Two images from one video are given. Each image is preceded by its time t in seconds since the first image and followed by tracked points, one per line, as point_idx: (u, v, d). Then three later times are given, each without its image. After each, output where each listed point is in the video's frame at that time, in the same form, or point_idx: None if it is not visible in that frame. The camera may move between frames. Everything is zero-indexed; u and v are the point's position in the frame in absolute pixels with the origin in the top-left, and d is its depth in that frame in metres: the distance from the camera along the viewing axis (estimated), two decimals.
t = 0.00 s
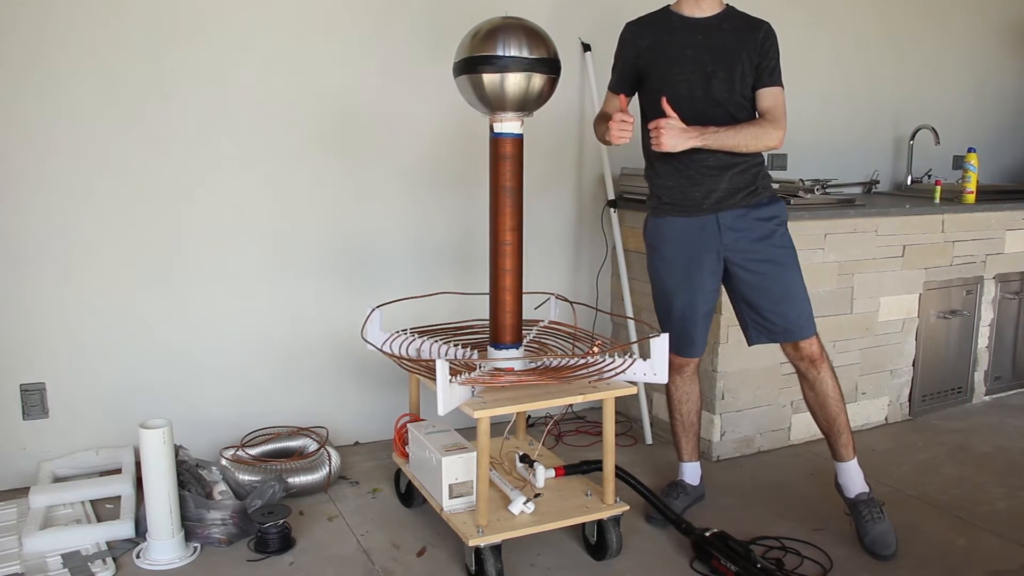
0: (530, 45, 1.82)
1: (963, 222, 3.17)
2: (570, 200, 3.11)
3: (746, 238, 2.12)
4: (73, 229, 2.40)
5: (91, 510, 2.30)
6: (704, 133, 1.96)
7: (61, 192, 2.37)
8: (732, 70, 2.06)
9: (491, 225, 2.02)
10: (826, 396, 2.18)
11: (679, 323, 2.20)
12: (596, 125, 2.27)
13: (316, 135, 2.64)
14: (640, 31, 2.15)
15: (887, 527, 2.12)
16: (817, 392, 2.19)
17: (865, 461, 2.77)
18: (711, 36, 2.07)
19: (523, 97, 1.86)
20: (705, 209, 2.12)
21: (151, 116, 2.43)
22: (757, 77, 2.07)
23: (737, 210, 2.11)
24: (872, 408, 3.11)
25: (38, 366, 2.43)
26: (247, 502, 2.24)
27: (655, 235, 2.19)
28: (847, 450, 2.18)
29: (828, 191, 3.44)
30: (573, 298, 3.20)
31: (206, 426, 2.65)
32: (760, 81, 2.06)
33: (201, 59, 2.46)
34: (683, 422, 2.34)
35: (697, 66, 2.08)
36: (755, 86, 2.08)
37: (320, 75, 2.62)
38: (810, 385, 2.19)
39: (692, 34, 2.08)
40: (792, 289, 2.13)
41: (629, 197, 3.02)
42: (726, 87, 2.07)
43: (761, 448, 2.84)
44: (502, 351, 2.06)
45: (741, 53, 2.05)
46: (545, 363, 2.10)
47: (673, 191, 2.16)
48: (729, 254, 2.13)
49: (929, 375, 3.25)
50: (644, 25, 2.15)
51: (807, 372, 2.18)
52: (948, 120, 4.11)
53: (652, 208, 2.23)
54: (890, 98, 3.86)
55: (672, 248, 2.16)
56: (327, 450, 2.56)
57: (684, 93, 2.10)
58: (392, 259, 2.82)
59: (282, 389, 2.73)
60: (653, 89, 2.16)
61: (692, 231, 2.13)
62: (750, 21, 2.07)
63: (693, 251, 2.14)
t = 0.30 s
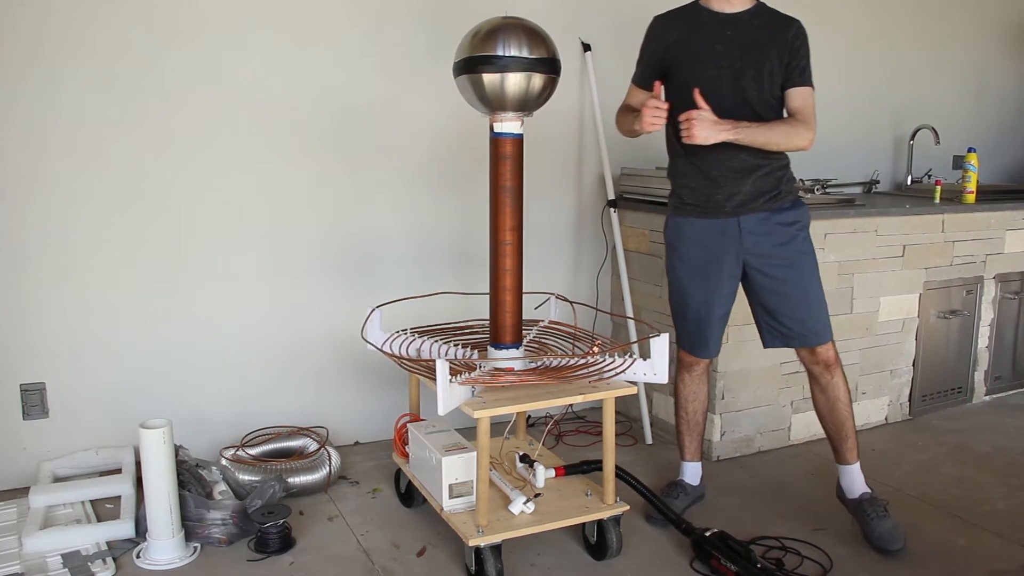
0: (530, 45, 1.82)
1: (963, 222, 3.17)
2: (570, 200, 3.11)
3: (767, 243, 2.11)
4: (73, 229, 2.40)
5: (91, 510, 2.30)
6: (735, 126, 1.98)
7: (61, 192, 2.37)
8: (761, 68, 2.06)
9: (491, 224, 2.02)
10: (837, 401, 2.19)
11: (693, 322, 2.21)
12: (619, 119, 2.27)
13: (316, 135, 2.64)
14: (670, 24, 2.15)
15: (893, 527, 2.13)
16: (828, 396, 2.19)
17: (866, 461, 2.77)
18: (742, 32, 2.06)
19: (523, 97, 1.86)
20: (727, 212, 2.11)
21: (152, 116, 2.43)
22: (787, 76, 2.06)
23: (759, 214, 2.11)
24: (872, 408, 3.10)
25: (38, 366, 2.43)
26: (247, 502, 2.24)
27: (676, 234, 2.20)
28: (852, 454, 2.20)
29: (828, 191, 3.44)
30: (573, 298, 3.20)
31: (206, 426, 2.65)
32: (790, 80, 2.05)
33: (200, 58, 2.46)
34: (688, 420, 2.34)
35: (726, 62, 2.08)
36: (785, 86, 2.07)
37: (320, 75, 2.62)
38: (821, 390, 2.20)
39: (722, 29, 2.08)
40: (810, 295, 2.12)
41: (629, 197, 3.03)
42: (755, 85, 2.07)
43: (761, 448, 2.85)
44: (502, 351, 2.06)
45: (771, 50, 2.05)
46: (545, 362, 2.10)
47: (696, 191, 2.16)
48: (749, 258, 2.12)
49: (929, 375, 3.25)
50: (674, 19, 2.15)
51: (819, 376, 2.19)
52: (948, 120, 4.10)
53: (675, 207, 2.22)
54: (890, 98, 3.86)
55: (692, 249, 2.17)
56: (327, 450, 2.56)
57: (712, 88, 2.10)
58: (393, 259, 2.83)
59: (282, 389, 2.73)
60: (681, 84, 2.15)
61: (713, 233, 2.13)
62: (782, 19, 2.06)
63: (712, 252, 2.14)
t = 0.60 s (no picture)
0: (530, 45, 1.82)
1: (963, 222, 3.17)
2: (570, 201, 3.11)
3: (837, 259, 2.05)
4: (73, 230, 2.40)
5: (91, 510, 2.30)
6: (846, 131, 1.86)
7: (61, 193, 2.37)
8: (852, 77, 1.98)
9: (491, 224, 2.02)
10: (879, 424, 2.19)
11: (749, 329, 2.13)
12: (690, 124, 2.10)
13: (316, 135, 2.65)
14: (756, 20, 2.02)
15: (920, 526, 2.20)
16: (872, 417, 2.18)
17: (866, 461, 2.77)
18: (833, 37, 1.97)
19: (523, 97, 1.86)
20: (804, 223, 2.04)
21: (152, 116, 2.43)
22: (875, 90, 2.02)
23: (833, 229, 2.04)
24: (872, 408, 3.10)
25: (38, 366, 2.43)
26: (247, 502, 2.24)
27: (741, 237, 2.11)
28: (873, 471, 2.23)
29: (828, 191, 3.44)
30: (573, 298, 3.20)
31: (206, 426, 2.65)
32: (878, 93, 2.02)
33: (200, 58, 2.46)
34: (701, 420, 2.32)
35: (818, 68, 1.98)
36: (871, 100, 2.03)
37: (320, 75, 2.62)
38: (867, 410, 2.19)
39: (816, 33, 1.97)
40: (876, 315, 2.08)
41: (629, 197, 3.03)
42: (847, 96, 1.99)
43: (761, 448, 2.84)
44: (502, 351, 2.06)
45: (862, 60, 1.97)
46: (545, 363, 2.10)
47: (774, 198, 2.07)
48: (818, 272, 2.06)
49: (929, 375, 3.25)
50: (762, 17, 2.02)
51: (870, 395, 2.17)
52: (948, 120, 4.10)
53: (744, 207, 2.14)
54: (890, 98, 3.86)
55: (760, 255, 2.08)
56: (327, 451, 2.56)
57: (799, 93, 1.99)
58: (393, 259, 2.83)
59: (282, 390, 2.73)
60: (765, 86, 2.04)
61: (782, 243, 2.06)
62: (871, 28, 1.99)
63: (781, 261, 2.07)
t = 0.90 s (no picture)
0: (530, 45, 1.82)
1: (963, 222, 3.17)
2: (571, 201, 3.11)
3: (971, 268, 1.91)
4: (73, 230, 2.40)
5: (91, 510, 2.30)
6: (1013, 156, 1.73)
7: (61, 193, 2.37)
8: (984, 79, 1.86)
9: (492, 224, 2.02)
10: (907, 428, 2.15)
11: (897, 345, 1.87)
12: (836, 137, 1.79)
13: (316, 135, 2.65)
14: (892, 25, 1.78)
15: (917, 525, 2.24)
16: (902, 421, 2.15)
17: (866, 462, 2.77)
18: (971, 39, 1.82)
19: (523, 97, 1.86)
20: (957, 226, 1.84)
21: (152, 116, 2.43)
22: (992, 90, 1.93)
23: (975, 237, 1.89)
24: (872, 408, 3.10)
25: (38, 366, 2.43)
26: (247, 502, 2.24)
27: (913, 238, 1.84)
28: (884, 474, 2.21)
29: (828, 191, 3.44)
30: (573, 298, 3.20)
31: (206, 427, 2.65)
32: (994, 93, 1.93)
33: (200, 58, 2.46)
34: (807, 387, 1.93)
35: (965, 72, 1.81)
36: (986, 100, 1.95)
37: (320, 75, 2.62)
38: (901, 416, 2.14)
39: (960, 33, 1.80)
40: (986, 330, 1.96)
41: (629, 197, 3.03)
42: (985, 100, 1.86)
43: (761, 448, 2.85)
44: (502, 351, 2.06)
45: (989, 60, 1.87)
46: (545, 363, 2.10)
47: (933, 204, 1.83)
48: (961, 282, 1.89)
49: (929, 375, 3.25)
50: (909, 14, 1.78)
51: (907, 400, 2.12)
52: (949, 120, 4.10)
53: (893, 211, 1.87)
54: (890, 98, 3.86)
55: (921, 265, 1.85)
56: (327, 451, 2.56)
57: (952, 101, 1.80)
58: (393, 259, 2.83)
59: (282, 390, 2.73)
60: (918, 91, 1.80)
61: (942, 249, 1.84)
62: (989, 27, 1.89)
63: (941, 274, 1.85)
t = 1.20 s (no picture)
0: (530, 45, 1.82)
1: (963, 223, 3.17)
2: (571, 201, 3.11)
3: None
4: (73, 230, 2.40)
5: (91, 510, 2.30)
6: None
7: (62, 193, 2.37)
8: None
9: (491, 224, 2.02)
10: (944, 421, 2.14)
11: None
12: None
13: (316, 136, 2.65)
14: None
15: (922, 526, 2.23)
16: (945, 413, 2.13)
17: (866, 462, 2.77)
18: None
19: (523, 97, 1.86)
20: None
21: (153, 116, 2.43)
22: None
23: None
24: (872, 408, 3.10)
25: (38, 366, 2.43)
26: (247, 502, 2.24)
27: None
28: (903, 466, 2.18)
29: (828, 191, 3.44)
30: (573, 299, 3.20)
31: (206, 427, 2.65)
32: None
33: (200, 58, 2.46)
34: None
35: None
36: None
37: (320, 75, 2.62)
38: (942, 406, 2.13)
39: None
40: None
41: (629, 197, 3.03)
42: None
43: (761, 448, 2.84)
44: (502, 352, 2.06)
45: None
46: (545, 363, 2.10)
47: None
48: None
49: (929, 375, 3.25)
50: None
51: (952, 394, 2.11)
52: (948, 120, 4.11)
53: None
54: (890, 98, 3.86)
55: None
56: (327, 451, 2.56)
57: None
58: (393, 259, 2.82)
59: (282, 391, 2.73)
60: None
61: None
62: None
63: None
